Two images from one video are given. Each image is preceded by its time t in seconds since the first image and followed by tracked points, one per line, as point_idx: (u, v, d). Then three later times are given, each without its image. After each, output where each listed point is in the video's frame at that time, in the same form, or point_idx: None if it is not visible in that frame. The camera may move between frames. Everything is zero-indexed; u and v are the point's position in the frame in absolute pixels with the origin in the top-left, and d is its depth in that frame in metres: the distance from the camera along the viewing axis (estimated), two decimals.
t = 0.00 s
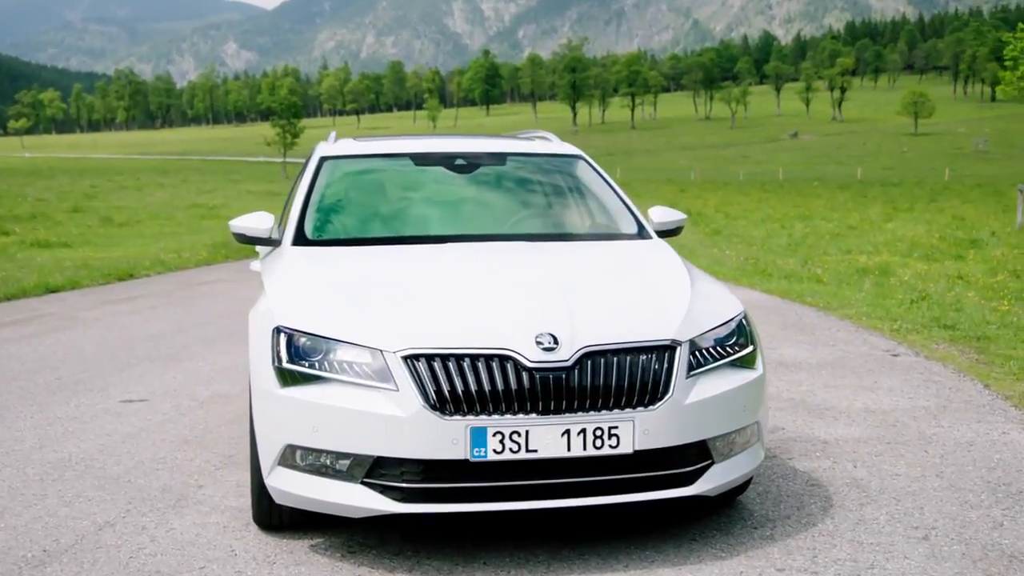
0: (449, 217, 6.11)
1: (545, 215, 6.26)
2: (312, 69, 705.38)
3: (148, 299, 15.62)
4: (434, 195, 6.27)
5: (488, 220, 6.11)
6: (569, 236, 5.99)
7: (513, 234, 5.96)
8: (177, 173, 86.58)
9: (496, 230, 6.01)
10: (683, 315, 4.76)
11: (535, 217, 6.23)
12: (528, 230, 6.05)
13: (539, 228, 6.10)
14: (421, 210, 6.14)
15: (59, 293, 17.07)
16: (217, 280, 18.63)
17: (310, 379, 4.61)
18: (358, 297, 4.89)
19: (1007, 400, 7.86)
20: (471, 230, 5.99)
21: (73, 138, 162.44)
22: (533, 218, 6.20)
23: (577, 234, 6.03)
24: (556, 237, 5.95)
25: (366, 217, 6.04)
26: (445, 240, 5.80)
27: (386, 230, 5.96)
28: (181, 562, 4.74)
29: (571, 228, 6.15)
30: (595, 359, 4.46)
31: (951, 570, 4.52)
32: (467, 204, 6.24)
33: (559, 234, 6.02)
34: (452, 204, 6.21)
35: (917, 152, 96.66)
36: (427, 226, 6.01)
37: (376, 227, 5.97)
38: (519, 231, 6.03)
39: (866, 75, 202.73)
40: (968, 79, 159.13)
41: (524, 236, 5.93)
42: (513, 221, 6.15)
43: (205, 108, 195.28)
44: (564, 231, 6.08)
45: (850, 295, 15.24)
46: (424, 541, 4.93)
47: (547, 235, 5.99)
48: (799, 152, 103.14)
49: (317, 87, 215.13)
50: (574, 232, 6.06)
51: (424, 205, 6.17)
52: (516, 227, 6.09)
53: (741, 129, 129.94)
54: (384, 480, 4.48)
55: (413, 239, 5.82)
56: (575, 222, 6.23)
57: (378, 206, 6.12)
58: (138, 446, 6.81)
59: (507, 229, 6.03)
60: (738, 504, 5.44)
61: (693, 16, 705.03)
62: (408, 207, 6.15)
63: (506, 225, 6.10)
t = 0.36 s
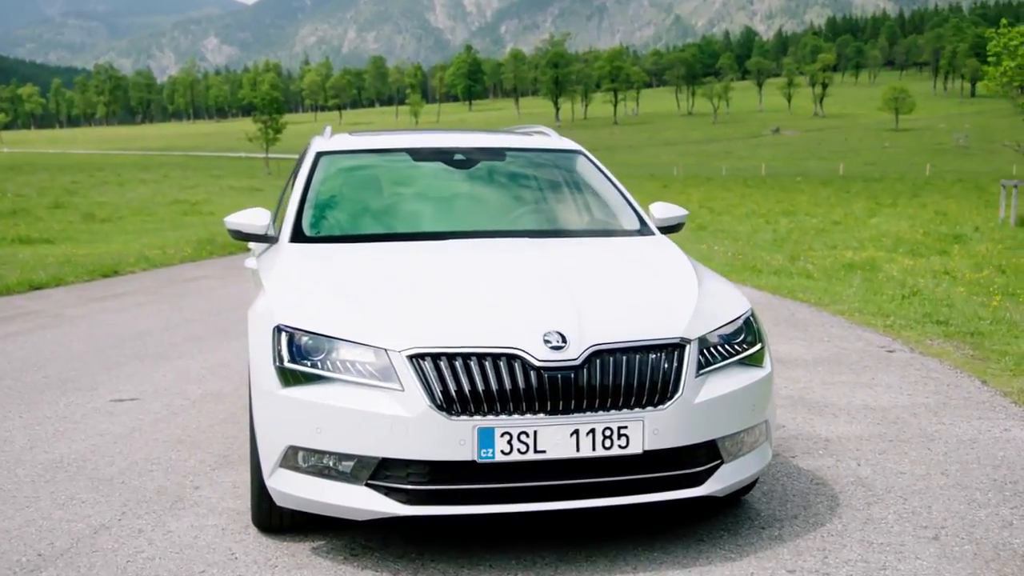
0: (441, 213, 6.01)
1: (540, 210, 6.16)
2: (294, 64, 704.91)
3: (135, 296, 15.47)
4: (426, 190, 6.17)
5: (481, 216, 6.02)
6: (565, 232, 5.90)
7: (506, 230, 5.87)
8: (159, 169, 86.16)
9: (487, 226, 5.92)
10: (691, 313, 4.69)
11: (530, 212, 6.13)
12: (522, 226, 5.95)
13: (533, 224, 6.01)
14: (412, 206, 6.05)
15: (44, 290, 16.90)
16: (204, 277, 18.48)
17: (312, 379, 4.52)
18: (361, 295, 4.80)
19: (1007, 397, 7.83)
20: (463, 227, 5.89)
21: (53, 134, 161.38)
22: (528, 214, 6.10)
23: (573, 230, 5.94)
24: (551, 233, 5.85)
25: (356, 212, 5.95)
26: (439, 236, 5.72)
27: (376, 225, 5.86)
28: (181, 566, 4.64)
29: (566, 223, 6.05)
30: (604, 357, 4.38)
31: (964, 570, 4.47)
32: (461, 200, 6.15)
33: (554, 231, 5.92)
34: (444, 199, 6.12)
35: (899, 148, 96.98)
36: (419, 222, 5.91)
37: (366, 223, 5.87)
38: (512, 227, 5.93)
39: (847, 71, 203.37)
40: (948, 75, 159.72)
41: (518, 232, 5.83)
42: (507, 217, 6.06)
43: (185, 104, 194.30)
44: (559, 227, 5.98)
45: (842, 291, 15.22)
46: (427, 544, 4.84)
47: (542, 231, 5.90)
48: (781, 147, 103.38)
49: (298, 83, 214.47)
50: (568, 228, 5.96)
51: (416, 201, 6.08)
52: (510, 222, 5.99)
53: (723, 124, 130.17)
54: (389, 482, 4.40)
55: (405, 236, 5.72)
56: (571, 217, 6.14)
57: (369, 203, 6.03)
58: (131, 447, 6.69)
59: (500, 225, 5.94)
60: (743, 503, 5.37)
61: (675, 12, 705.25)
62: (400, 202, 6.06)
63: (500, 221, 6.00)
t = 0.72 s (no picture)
0: (434, 209, 5.92)
1: (536, 205, 6.07)
2: (275, 59, 704.74)
3: (122, 293, 15.32)
4: (419, 186, 6.08)
5: (475, 212, 5.93)
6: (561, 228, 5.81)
7: (499, 226, 5.78)
8: (141, 165, 85.59)
9: (481, 222, 5.83)
10: (702, 310, 4.62)
11: (525, 208, 6.03)
12: (517, 222, 5.86)
13: (528, 220, 5.92)
14: (405, 202, 5.95)
15: (28, 288, 16.71)
16: (190, 273, 18.33)
17: (317, 378, 4.43)
18: (366, 292, 4.71)
19: (1006, 393, 7.80)
20: (456, 222, 5.80)
21: (31, 129, 160.11)
22: (524, 210, 6.01)
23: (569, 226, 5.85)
24: (546, 229, 5.77)
25: (347, 208, 5.86)
26: (436, 233, 5.63)
27: (366, 221, 5.77)
28: (182, 569, 4.54)
29: (562, 219, 5.97)
30: (614, 356, 4.31)
31: (979, 570, 4.41)
32: (456, 194, 6.05)
33: (550, 226, 5.84)
34: (438, 195, 6.03)
35: (880, 144, 97.24)
36: (412, 218, 5.82)
37: (357, 220, 5.77)
38: (506, 222, 5.84)
39: (828, 66, 204.02)
40: (928, 71, 160.24)
41: (512, 229, 5.75)
42: (502, 212, 5.97)
43: (165, 99, 193.11)
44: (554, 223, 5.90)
45: (833, 286, 15.19)
46: (433, 546, 4.75)
47: (538, 227, 5.81)
48: (763, 143, 103.52)
49: (279, 78, 213.64)
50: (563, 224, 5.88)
51: (409, 197, 5.99)
52: (504, 218, 5.91)
53: (705, 120, 130.29)
54: (396, 484, 4.32)
55: (400, 232, 5.63)
56: (568, 213, 6.05)
57: (361, 197, 5.93)
58: (125, 447, 6.57)
59: (494, 221, 5.85)
60: (750, 502, 5.31)
61: (657, 7, 705.12)
62: (392, 197, 5.97)
63: (495, 216, 5.91)
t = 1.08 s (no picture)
0: (426, 207, 5.83)
1: (533, 203, 5.97)
2: (256, 57, 704.85)
3: (108, 292, 15.17)
4: (412, 183, 5.98)
5: (469, 209, 5.84)
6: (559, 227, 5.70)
7: (492, 224, 5.69)
8: (121, 162, 84.99)
9: (473, 220, 5.73)
10: (714, 309, 4.55)
11: (520, 206, 5.94)
12: (511, 220, 5.77)
13: (523, 217, 5.82)
14: (396, 199, 5.86)
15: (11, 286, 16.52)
16: (176, 271, 18.16)
17: (322, 380, 4.34)
18: (373, 290, 4.63)
19: (1006, 389, 7.78)
20: (447, 220, 5.71)
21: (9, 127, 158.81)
22: (520, 208, 5.92)
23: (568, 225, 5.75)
24: (540, 226, 5.66)
25: (338, 205, 5.77)
26: (430, 231, 5.53)
27: (357, 219, 5.68)
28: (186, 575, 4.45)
29: (558, 218, 5.87)
30: (627, 355, 4.24)
31: (994, 571, 4.37)
32: (450, 192, 5.97)
33: (547, 224, 5.74)
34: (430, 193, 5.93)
35: (862, 140, 97.49)
36: (401, 216, 5.74)
37: (348, 217, 5.69)
38: (499, 220, 5.75)
39: (810, 64, 204.71)
40: (908, 68, 160.68)
41: (507, 226, 5.65)
42: (497, 210, 5.87)
43: (145, 96, 191.89)
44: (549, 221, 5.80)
45: (824, 283, 15.18)
46: (440, 549, 4.67)
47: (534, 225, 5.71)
48: (745, 139, 103.65)
49: (260, 74, 212.89)
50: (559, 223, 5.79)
51: (401, 194, 5.89)
52: (498, 215, 5.81)
53: (687, 116, 130.38)
54: (405, 487, 4.24)
55: (403, 230, 5.53)
56: (565, 211, 5.97)
57: (353, 194, 5.84)
58: (120, 449, 6.47)
59: (487, 219, 5.76)
60: (758, 502, 5.25)
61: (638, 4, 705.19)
62: (384, 193, 5.88)
63: (489, 214, 5.82)
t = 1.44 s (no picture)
0: (420, 205, 5.74)
1: (529, 201, 5.89)
2: (237, 55, 704.84)
3: (94, 291, 15.02)
4: (405, 180, 5.90)
5: (462, 207, 5.75)
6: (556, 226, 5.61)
7: (487, 222, 5.60)
8: (101, 160, 84.32)
9: (467, 218, 5.64)
10: (726, 309, 4.49)
11: (516, 204, 5.85)
12: (506, 218, 5.68)
13: (519, 216, 5.73)
14: (388, 196, 5.78)
15: None
16: (163, 270, 18.01)
17: (329, 381, 4.26)
18: (381, 289, 4.55)
19: (1005, 388, 7.75)
20: (440, 219, 5.62)
21: None
22: (515, 205, 5.84)
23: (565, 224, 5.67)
24: (536, 225, 5.58)
25: (331, 202, 5.69)
26: (429, 229, 5.45)
27: (349, 216, 5.60)
28: None
29: (554, 216, 5.79)
30: (639, 356, 4.17)
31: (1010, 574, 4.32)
32: (444, 190, 5.89)
33: (542, 222, 5.66)
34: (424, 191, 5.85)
35: (843, 139, 97.64)
36: (394, 213, 5.65)
37: (340, 214, 5.61)
38: (494, 218, 5.66)
39: (791, 63, 205.41)
40: (888, 67, 161.08)
41: (501, 225, 5.57)
42: (491, 208, 5.78)
43: (125, 94, 190.63)
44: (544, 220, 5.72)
45: (814, 282, 15.15)
46: (448, 553, 4.60)
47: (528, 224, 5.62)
48: (727, 138, 103.73)
49: (242, 73, 212.35)
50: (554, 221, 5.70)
51: (394, 191, 5.81)
52: (493, 213, 5.72)
53: (669, 114, 130.37)
54: (414, 490, 4.16)
55: (404, 230, 5.45)
56: (561, 209, 5.88)
57: (346, 191, 5.77)
58: (115, 451, 6.37)
59: (481, 217, 5.67)
60: (766, 504, 5.20)
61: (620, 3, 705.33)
62: (377, 190, 5.80)
63: (483, 212, 5.73)
